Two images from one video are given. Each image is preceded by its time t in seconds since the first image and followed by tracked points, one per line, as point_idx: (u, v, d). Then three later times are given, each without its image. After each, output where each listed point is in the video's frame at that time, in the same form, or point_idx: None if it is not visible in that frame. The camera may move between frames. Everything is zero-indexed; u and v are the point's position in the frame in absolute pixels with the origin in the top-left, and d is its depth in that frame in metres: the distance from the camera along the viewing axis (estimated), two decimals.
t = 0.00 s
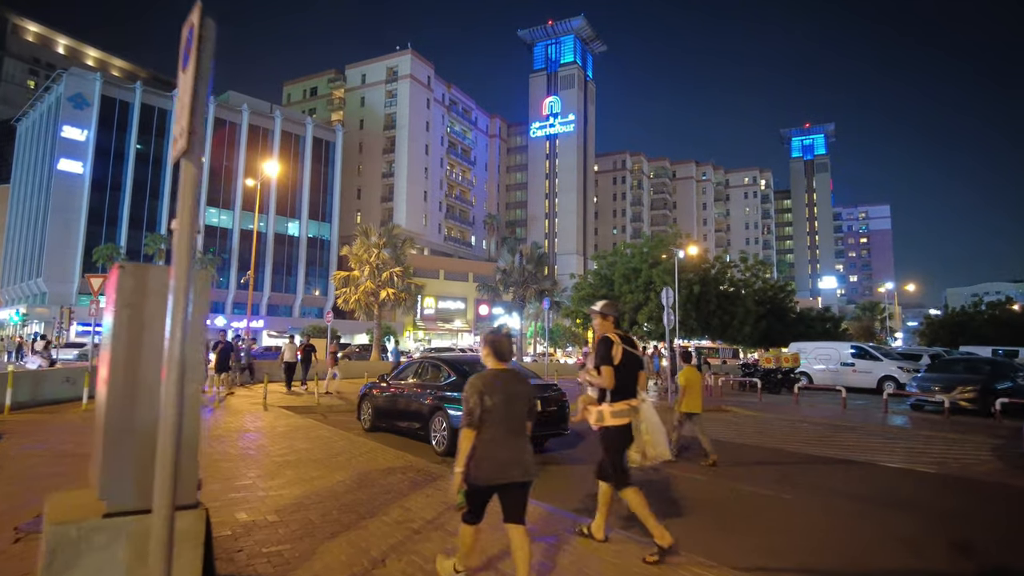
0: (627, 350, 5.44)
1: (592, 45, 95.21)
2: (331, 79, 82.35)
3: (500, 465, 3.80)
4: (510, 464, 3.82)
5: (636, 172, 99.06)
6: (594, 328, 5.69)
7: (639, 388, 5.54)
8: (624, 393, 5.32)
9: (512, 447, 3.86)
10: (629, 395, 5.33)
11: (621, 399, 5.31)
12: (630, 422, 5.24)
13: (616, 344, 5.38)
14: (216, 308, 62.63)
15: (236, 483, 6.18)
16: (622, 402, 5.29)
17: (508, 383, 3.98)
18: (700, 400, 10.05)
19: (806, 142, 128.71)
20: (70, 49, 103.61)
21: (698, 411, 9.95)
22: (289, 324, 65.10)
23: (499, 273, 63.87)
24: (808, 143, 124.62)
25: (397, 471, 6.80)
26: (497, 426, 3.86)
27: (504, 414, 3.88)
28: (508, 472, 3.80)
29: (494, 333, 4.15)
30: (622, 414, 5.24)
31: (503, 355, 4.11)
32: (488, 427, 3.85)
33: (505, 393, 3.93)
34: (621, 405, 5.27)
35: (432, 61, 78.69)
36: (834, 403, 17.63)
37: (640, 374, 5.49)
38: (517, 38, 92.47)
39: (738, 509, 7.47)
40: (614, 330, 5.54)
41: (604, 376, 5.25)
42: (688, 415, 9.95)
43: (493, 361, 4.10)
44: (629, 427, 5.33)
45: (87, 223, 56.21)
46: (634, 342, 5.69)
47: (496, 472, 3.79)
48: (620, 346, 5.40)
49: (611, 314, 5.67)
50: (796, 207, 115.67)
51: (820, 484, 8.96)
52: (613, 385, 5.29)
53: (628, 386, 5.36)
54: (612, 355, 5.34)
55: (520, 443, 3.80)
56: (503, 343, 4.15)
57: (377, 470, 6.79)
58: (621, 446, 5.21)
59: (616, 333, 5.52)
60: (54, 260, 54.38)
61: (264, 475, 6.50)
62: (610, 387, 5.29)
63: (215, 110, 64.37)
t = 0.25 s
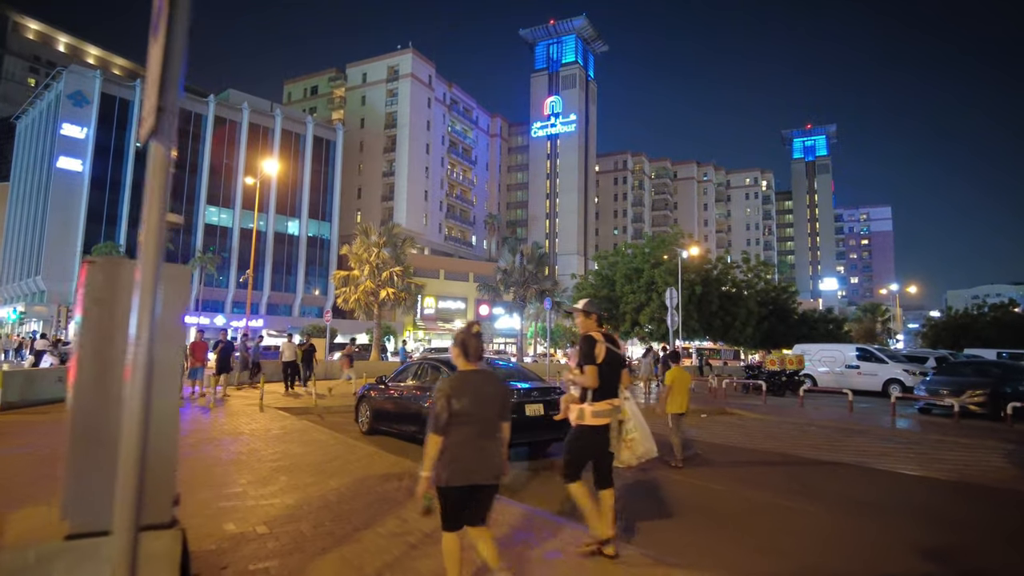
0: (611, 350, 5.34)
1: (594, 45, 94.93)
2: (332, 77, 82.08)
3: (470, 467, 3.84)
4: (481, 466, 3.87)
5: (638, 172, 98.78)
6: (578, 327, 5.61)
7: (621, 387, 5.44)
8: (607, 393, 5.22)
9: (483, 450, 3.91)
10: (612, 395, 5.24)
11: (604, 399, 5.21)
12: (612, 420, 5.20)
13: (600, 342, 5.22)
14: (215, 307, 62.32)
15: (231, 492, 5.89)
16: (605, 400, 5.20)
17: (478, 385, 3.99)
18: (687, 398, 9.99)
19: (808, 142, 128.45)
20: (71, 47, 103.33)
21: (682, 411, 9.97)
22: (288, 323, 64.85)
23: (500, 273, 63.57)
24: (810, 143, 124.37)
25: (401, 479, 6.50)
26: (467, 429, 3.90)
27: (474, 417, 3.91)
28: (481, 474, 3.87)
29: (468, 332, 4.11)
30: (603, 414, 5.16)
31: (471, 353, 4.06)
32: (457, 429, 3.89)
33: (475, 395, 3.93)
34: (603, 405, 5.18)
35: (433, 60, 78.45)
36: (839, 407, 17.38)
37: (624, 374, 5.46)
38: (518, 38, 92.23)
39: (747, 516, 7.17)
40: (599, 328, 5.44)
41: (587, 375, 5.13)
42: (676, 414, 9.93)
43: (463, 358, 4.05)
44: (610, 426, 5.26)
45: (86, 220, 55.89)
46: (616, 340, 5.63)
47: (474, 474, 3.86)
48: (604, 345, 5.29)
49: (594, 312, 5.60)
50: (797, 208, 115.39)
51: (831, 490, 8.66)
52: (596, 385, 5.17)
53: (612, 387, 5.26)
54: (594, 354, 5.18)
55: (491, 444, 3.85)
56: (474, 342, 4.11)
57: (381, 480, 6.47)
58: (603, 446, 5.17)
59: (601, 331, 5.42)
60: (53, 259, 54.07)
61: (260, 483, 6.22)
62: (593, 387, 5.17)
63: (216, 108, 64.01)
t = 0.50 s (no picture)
0: (587, 349, 5.25)
1: (595, 44, 94.73)
2: (332, 75, 81.79)
3: (445, 465, 3.77)
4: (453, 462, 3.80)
5: (638, 172, 98.56)
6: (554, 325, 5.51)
7: (600, 386, 5.36)
8: (583, 392, 5.15)
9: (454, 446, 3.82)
10: (588, 394, 5.16)
11: (577, 398, 5.14)
12: (585, 422, 5.11)
13: (572, 342, 5.17)
14: (214, 305, 62.03)
15: (227, 494, 5.63)
16: (579, 399, 5.14)
17: (448, 379, 3.92)
18: (675, 395, 9.92)
19: (809, 142, 128.22)
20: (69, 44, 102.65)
21: (669, 408, 9.84)
22: (288, 322, 64.65)
23: (500, 272, 63.30)
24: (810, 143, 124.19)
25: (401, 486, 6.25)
26: (440, 425, 3.83)
27: (444, 412, 3.84)
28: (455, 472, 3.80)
29: (439, 327, 4.07)
30: (577, 414, 5.10)
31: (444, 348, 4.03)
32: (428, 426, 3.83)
33: (442, 390, 3.87)
34: (578, 405, 5.11)
35: (433, 59, 78.15)
36: (843, 407, 17.16)
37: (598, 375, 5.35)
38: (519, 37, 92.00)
39: (755, 521, 6.93)
40: (571, 327, 5.32)
41: (557, 377, 5.08)
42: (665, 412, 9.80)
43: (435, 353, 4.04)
44: (586, 426, 5.19)
45: (85, 219, 55.57)
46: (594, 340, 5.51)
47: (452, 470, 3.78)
48: (578, 345, 5.20)
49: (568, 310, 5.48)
50: (798, 208, 115.12)
51: (841, 494, 8.41)
52: (569, 386, 5.11)
53: (584, 387, 5.18)
54: (567, 354, 5.14)
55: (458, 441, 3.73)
56: (446, 336, 4.07)
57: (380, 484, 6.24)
58: (579, 447, 5.13)
59: (574, 330, 5.31)
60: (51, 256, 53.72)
61: (257, 485, 5.96)
62: (567, 387, 5.12)
63: (215, 106, 63.73)
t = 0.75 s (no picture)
0: (554, 348, 5.21)
1: (595, 43, 94.52)
2: (331, 74, 81.54)
3: (412, 465, 3.83)
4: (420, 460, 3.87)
5: (639, 171, 98.29)
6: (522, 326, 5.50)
7: (565, 385, 5.33)
8: (546, 392, 5.12)
9: (420, 445, 3.89)
10: (553, 395, 5.14)
11: (540, 398, 5.12)
12: (549, 421, 5.07)
13: (538, 343, 5.16)
14: (213, 305, 61.78)
15: (219, 503, 5.34)
16: (542, 400, 5.09)
17: (416, 378, 4.00)
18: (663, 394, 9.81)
19: (809, 142, 127.96)
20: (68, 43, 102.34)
21: (658, 409, 9.69)
22: (287, 321, 64.42)
23: (501, 271, 62.99)
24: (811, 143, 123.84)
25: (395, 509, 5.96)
26: (407, 423, 3.91)
27: (411, 412, 3.91)
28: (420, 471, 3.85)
29: (413, 325, 4.17)
30: (541, 413, 5.06)
31: (416, 348, 4.10)
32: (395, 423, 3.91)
33: (409, 389, 3.96)
34: (542, 404, 5.08)
35: (433, 57, 77.89)
36: (848, 408, 16.86)
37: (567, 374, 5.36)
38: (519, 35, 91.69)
39: (762, 527, 6.64)
40: (538, 326, 5.27)
41: (521, 376, 5.06)
42: (650, 413, 9.69)
43: (406, 353, 4.11)
44: (549, 427, 5.16)
45: (83, 218, 55.29)
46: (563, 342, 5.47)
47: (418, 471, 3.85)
48: (543, 343, 5.17)
49: (536, 308, 5.41)
50: (799, 208, 114.84)
51: (851, 497, 8.08)
52: (532, 386, 5.10)
53: (551, 387, 5.17)
54: (532, 355, 5.14)
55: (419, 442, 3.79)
56: (423, 333, 4.17)
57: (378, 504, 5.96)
58: (544, 448, 5.11)
59: (540, 328, 5.27)
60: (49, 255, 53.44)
61: (249, 492, 5.68)
62: (529, 387, 5.11)
63: (214, 104, 63.52)
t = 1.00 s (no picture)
0: (532, 347, 5.15)
1: (598, 42, 94.23)
2: (333, 73, 81.34)
3: (401, 466, 3.81)
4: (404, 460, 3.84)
5: (642, 170, 97.94)
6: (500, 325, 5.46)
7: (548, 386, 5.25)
8: (527, 393, 5.07)
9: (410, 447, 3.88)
10: (533, 395, 5.09)
11: (522, 398, 5.07)
12: (530, 423, 4.98)
13: (517, 340, 5.08)
14: (215, 304, 61.72)
15: (212, 511, 5.10)
16: (526, 399, 5.06)
17: (403, 378, 3.99)
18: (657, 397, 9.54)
19: (813, 141, 127.47)
20: (72, 43, 102.43)
21: (653, 410, 9.55)
22: (289, 321, 64.29)
23: (503, 271, 62.70)
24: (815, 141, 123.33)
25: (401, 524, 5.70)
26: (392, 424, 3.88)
27: (396, 412, 3.89)
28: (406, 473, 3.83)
29: (399, 325, 4.14)
30: (523, 414, 4.97)
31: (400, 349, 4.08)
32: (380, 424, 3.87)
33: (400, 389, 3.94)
34: (524, 405, 5.01)
35: (436, 57, 77.68)
36: (858, 410, 16.60)
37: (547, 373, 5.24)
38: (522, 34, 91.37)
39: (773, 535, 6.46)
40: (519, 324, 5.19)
41: (500, 375, 4.99)
42: (644, 412, 9.55)
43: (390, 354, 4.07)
44: (532, 427, 5.05)
45: (85, 218, 55.18)
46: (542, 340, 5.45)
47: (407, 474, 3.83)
48: (523, 343, 5.08)
49: (519, 307, 5.33)
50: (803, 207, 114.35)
51: (868, 505, 7.82)
52: (511, 385, 5.01)
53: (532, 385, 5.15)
54: (511, 353, 5.07)
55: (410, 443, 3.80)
56: (410, 334, 4.15)
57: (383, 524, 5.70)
58: (523, 449, 4.99)
59: (521, 328, 5.19)
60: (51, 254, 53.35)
61: (248, 500, 5.45)
62: (509, 386, 5.04)
63: (216, 104, 63.40)
